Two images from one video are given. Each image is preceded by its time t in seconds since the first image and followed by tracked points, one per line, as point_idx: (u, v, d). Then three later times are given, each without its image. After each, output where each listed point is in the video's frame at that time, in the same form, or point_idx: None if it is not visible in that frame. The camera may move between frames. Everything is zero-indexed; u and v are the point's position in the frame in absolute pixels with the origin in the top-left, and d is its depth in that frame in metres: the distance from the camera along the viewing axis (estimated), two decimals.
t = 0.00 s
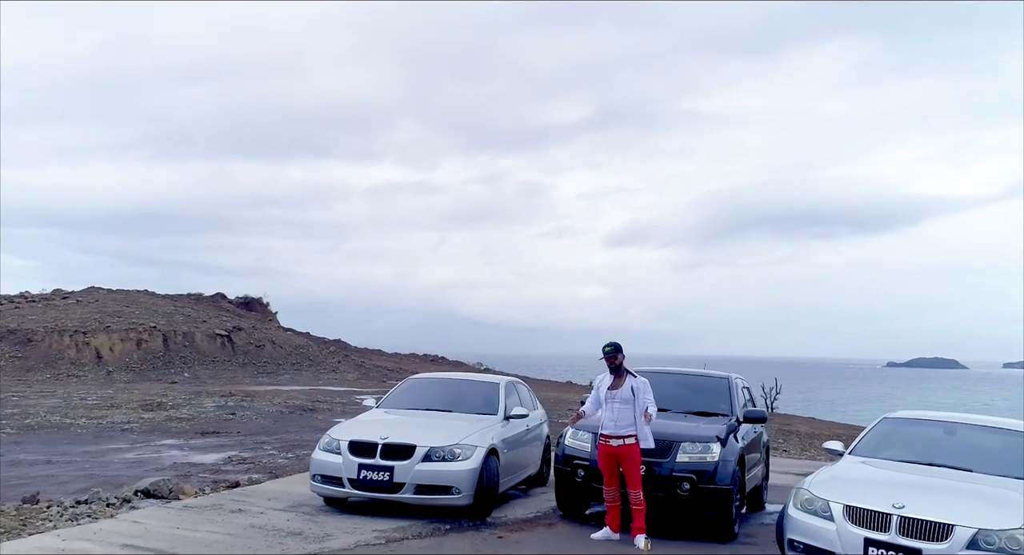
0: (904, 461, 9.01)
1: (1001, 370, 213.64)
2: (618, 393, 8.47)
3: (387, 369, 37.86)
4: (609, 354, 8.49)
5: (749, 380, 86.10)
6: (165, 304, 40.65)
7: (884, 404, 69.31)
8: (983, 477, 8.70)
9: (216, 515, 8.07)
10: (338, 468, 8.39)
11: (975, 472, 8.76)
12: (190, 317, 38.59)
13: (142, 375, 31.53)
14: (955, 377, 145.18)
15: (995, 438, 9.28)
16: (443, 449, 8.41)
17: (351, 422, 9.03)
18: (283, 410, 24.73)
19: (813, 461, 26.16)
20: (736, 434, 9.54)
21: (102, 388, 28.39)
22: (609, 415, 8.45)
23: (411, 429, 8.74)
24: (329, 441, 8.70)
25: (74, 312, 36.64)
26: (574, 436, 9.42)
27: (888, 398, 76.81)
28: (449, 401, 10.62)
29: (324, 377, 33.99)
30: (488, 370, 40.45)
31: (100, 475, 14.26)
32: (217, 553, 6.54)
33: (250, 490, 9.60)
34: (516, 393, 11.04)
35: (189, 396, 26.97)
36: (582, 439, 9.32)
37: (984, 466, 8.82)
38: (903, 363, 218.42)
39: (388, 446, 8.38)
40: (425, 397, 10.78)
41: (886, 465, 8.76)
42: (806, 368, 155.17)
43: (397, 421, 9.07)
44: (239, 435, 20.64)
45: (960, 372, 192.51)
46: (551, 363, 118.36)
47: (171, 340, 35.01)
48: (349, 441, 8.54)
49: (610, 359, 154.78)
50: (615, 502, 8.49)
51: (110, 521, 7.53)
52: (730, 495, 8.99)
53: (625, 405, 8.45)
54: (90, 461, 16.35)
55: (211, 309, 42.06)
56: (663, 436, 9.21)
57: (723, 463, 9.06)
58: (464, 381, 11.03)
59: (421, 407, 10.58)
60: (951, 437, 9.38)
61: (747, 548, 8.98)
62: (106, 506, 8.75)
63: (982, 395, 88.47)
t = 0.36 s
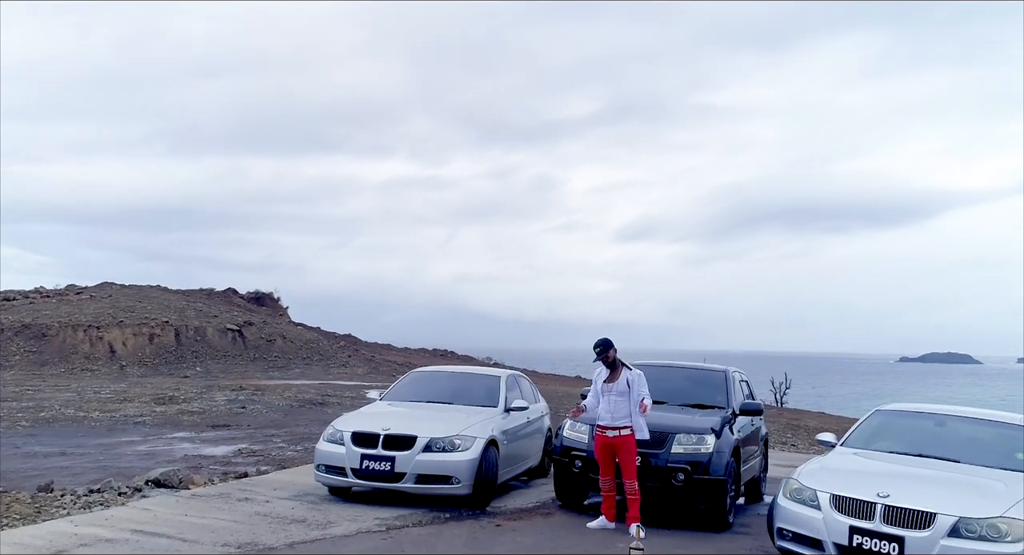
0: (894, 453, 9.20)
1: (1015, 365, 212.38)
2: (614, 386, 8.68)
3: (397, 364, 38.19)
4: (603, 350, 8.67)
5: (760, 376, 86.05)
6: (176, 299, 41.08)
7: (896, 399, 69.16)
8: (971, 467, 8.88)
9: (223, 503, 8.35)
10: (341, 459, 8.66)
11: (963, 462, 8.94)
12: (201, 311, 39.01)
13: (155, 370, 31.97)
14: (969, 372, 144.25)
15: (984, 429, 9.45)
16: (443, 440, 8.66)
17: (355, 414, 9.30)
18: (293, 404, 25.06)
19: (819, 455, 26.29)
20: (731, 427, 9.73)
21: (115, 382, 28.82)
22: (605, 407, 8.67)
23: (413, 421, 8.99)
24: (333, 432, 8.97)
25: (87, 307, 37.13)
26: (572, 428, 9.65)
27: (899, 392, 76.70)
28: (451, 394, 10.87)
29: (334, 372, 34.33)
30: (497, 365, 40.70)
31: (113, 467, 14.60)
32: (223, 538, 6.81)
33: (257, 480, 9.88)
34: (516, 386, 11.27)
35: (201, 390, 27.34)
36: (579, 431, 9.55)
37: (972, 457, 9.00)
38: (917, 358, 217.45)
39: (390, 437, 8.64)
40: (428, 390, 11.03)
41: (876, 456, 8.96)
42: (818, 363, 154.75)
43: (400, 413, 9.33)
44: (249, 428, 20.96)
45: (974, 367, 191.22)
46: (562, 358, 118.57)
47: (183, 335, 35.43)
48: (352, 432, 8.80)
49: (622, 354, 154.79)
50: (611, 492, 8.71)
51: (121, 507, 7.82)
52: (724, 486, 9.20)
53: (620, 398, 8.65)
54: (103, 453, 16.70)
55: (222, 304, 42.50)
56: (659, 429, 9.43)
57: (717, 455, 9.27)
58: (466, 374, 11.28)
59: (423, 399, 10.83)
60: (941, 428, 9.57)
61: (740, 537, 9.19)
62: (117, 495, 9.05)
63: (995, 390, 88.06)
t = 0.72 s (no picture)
0: (895, 445, 9.35)
1: None
2: (615, 380, 8.86)
3: (409, 359, 38.47)
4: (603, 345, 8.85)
5: (773, 371, 85.90)
6: (190, 295, 41.50)
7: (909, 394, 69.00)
8: (969, 460, 9.01)
9: (237, 493, 8.60)
10: (352, 450, 8.90)
11: (962, 455, 9.07)
12: (215, 307, 39.41)
13: (170, 364, 32.39)
14: (983, 367, 143.41)
15: (985, 423, 9.56)
16: (452, 432, 8.87)
17: (366, 407, 9.53)
18: (306, 398, 25.37)
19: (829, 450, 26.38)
20: (735, 420, 9.89)
21: (131, 376, 29.24)
22: (608, 401, 8.87)
23: (422, 414, 9.21)
24: (344, 424, 9.19)
25: (103, 303, 37.59)
26: (579, 421, 9.82)
27: (912, 388, 76.38)
28: (460, 387, 11.09)
29: (346, 366, 34.66)
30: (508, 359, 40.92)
31: (130, 459, 14.89)
32: (238, 526, 7.05)
33: (271, 471, 10.14)
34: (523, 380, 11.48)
35: (215, 384, 27.71)
36: (585, 424, 9.73)
37: (972, 450, 9.12)
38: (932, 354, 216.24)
39: (399, 429, 8.87)
40: (438, 383, 11.25)
41: (877, 449, 9.11)
42: (831, 358, 154.24)
43: (410, 406, 9.55)
44: (262, 422, 21.26)
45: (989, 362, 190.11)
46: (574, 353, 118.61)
47: (198, 330, 35.84)
48: (363, 425, 9.03)
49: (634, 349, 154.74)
50: (615, 483, 8.88)
51: (139, 497, 8.09)
52: (727, 478, 9.36)
53: (622, 392, 8.84)
54: (120, 446, 17.02)
55: (236, 299, 42.91)
56: (664, 422, 9.61)
57: (720, 447, 9.44)
58: (474, 368, 11.49)
59: (433, 392, 11.06)
60: (943, 422, 9.69)
61: (743, 528, 9.36)
62: (135, 485, 9.32)
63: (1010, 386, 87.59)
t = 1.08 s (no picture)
0: (896, 436, 9.48)
1: None
2: (614, 372, 9.00)
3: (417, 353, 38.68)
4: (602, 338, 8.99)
5: (781, 366, 85.85)
6: (200, 289, 41.77)
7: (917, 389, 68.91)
8: (969, 451, 9.13)
9: (250, 483, 8.80)
10: (362, 441, 9.08)
11: (962, 446, 9.19)
12: (225, 302, 39.69)
13: (181, 359, 32.69)
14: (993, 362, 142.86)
15: (986, 414, 9.67)
16: (459, 423, 9.04)
17: (376, 399, 9.70)
18: (315, 392, 25.60)
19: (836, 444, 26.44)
20: (738, 412, 10.01)
21: (142, 371, 29.55)
22: (607, 392, 9.00)
23: (430, 405, 9.38)
24: (354, 416, 9.37)
25: (114, 298, 37.90)
26: (585, 413, 9.97)
27: (921, 383, 76.24)
28: (468, 380, 11.26)
29: (355, 361, 34.90)
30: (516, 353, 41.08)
31: (142, 451, 15.11)
32: (250, 513, 7.24)
33: (282, 462, 10.34)
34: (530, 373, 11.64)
35: (226, 378, 27.98)
36: (590, 416, 9.88)
37: (972, 441, 9.24)
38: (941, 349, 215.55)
39: (407, 420, 9.04)
40: (445, 376, 11.42)
41: (878, 439, 9.24)
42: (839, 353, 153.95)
43: (418, 397, 9.72)
44: (272, 415, 21.49)
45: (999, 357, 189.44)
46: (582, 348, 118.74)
47: (208, 325, 36.12)
48: (372, 416, 9.21)
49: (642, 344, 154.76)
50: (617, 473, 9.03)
51: (154, 486, 8.28)
52: (731, 469, 9.50)
53: (620, 384, 8.97)
54: (133, 439, 17.26)
55: (246, 294, 43.21)
56: (668, 413, 9.75)
57: (724, 438, 9.57)
58: (482, 361, 11.65)
59: (440, 385, 11.23)
60: (944, 414, 9.81)
61: (746, 518, 9.49)
62: (149, 476, 9.53)
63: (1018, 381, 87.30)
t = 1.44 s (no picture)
0: (894, 429, 9.56)
1: None
2: (607, 365, 9.09)
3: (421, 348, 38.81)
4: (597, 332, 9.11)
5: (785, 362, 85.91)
6: (204, 285, 41.92)
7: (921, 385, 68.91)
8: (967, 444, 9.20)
9: (255, 474, 8.93)
10: (365, 434, 9.19)
11: (960, 439, 9.27)
12: (229, 297, 39.85)
13: (185, 354, 32.85)
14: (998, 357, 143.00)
15: (984, 408, 9.74)
16: (461, 416, 9.14)
17: (379, 392, 9.81)
18: (319, 387, 25.73)
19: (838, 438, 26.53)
20: (739, 405, 10.09)
21: (147, 365, 29.73)
22: (602, 385, 9.07)
23: (433, 399, 9.48)
24: (358, 409, 9.48)
25: (119, 293, 38.08)
26: (586, 406, 10.06)
27: (924, 378, 76.25)
28: (471, 374, 11.36)
29: (359, 356, 35.05)
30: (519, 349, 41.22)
31: (149, 445, 15.25)
32: (255, 504, 7.35)
33: (286, 454, 10.46)
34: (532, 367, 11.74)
35: (230, 373, 28.13)
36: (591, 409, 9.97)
37: (970, 434, 9.31)
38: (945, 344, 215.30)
39: (410, 414, 9.14)
40: (448, 370, 11.52)
41: (876, 432, 9.33)
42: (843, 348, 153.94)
43: (421, 391, 9.82)
44: (277, 409, 21.63)
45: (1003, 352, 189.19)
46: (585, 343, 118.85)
47: (212, 320, 36.28)
48: (375, 409, 9.31)
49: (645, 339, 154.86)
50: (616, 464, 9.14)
51: (161, 477, 8.40)
52: (731, 462, 9.59)
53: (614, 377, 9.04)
54: (139, 432, 17.39)
55: (250, 290, 43.36)
56: (668, 407, 9.83)
57: (724, 431, 9.66)
58: (484, 355, 11.75)
59: (443, 379, 11.34)
60: (942, 407, 9.89)
61: (745, 510, 9.58)
62: (156, 468, 9.65)
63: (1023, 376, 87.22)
